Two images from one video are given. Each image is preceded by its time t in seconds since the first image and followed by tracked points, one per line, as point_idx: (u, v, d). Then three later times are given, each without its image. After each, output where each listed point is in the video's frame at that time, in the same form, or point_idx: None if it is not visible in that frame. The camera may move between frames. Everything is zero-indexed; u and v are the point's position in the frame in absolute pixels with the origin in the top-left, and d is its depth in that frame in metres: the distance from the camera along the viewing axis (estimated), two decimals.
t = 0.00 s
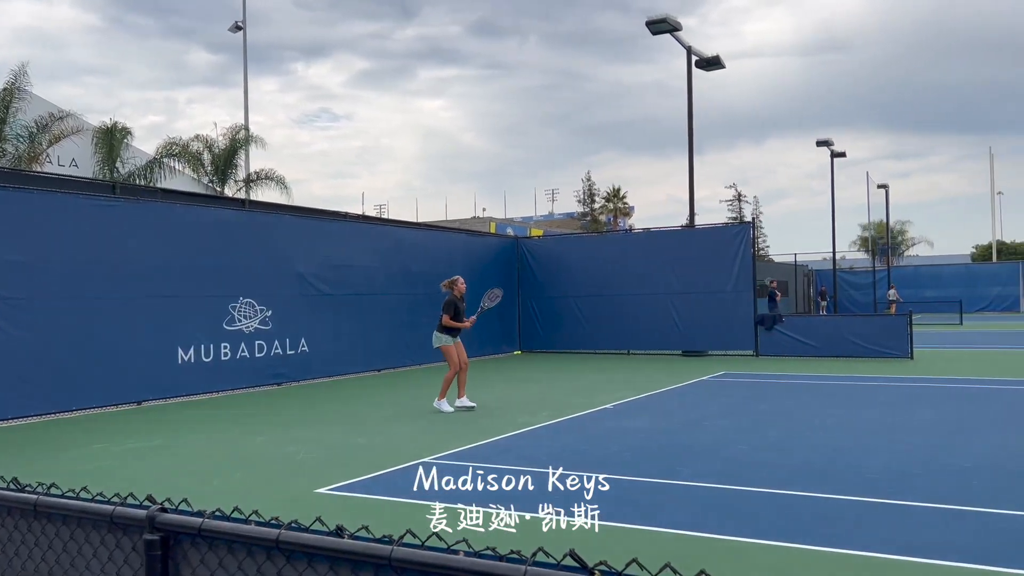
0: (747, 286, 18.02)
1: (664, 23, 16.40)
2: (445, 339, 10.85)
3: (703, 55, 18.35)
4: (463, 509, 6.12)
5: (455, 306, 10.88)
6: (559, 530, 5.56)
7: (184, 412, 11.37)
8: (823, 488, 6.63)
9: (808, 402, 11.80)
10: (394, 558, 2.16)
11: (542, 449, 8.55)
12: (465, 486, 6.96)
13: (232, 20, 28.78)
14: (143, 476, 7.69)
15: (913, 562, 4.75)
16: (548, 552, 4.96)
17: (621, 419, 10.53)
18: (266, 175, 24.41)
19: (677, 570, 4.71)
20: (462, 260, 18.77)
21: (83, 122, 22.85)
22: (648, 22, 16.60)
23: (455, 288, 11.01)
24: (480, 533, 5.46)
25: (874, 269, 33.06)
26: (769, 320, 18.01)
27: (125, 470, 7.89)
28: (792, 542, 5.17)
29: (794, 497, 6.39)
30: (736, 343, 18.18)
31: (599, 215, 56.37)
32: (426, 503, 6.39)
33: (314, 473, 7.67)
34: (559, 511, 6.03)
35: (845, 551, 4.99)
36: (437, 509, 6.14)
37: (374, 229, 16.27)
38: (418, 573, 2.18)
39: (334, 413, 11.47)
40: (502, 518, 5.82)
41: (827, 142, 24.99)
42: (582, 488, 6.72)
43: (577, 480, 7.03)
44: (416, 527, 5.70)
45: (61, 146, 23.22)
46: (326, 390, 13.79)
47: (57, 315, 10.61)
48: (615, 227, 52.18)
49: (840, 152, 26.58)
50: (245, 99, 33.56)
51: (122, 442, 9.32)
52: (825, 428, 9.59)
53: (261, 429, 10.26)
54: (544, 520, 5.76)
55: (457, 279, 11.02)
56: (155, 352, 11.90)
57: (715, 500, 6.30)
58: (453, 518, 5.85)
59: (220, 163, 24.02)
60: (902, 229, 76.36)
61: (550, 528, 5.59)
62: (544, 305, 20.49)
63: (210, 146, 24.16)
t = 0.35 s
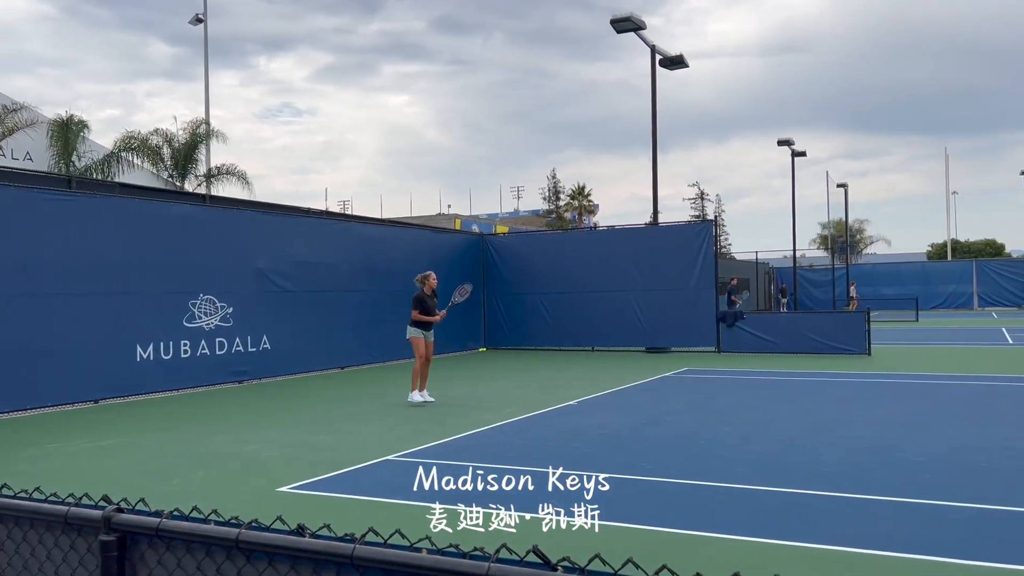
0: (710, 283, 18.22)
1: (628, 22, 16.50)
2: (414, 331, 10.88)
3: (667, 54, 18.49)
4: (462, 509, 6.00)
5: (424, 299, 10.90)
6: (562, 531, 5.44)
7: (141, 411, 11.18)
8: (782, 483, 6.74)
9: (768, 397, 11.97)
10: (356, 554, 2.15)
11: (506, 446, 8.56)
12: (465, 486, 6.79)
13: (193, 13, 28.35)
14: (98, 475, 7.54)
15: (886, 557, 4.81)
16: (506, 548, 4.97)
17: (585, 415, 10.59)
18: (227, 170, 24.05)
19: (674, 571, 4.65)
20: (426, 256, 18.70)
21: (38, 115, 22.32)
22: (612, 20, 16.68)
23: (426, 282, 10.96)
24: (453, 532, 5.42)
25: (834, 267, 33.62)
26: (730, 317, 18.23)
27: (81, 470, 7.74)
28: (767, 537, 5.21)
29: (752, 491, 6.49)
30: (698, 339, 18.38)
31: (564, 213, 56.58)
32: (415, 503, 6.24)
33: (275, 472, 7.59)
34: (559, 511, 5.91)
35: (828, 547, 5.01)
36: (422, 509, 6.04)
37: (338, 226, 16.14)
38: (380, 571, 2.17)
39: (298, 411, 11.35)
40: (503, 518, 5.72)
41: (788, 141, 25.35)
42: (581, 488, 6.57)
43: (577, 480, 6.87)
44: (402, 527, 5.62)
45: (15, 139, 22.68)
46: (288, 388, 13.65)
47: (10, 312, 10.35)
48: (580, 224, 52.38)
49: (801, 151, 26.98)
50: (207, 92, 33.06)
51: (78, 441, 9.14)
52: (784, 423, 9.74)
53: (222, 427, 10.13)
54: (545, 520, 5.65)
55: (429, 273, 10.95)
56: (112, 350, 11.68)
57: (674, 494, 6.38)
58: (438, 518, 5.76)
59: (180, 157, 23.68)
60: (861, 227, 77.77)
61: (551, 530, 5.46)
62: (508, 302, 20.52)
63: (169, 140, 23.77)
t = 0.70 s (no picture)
0: (678, 280, 18.40)
1: (597, 19, 16.58)
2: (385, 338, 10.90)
3: (636, 51, 18.62)
4: (463, 509, 5.93)
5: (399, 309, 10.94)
6: (563, 531, 5.39)
7: (104, 408, 11.02)
8: (750, 477, 6.87)
9: (736, 393, 12.14)
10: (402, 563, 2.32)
11: (478, 442, 8.60)
12: (464, 486, 6.71)
13: (158, 5, 27.92)
14: (61, 474, 7.43)
15: (850, 549, 4.89)
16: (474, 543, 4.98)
17: (556, 411, 10.66)
18: (193, 164, 23.74)
19: (643, 565, 4.69)
20: (395, 252, 18.65)
21: None
22: (582, 17, 16.74)
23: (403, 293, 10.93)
24: (425, 530, 5.43)
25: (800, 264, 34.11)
26: (698, 313, 18.42)
27: (44, 469, 7.61)
28: (733, 532, 5.28)
29: (720, 485, 6.61)
30: (666, 335, 18.55)
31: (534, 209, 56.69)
32: (400, 503, 6.17)
33: (244, 470, 7.54)
34: (559, 510, 5.86)
35: (800, 540, 5.07)
36: (403, 509, 5.99)
37: (306, 221, 16.03)
38: None
39: (268, 408, 11.26)
40: (500, 517, 5.69)
41: (756, 139, 25.72)
42: (582, 488, 6.52)
43: (578, 481, 6.81)
44: (379, 525, 5.59)
45: None
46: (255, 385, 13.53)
47: None
48: (550, 221, 52.54)
49: (768, 150, 27.34)
50: (172, 85, 32.58)
51: (39, 438, 8.99)
52: (752, 418, 9.89)
53: (189, 425, 10.02)
54: (545, 519, 5.60)
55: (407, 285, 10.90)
56: (75, 346, 11.50)
57: (643, 489, 6.46)
58: (415, 517, 5.75)
59: (145, 150, 23.32)
60: (826, 225, 79.03)
61: (552, 529, 5.40)
62: (478, 298, 20.53)
63: (134, 133, 23.40)
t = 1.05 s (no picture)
0: (653, 276, 18.48)
1: (573, 14, 16.60)
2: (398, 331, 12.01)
3: (611, 48, 18.68)
4: (454, 506, 5.89)
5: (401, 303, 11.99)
6: (538, 526, 5.40)
7: (73, 404, 10.86)
8: (723, 471, 6.92)
9: (709, 387, 12.24)
10: (377, 560, 2.32)
11: (452, 438, 8.59)
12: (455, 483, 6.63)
13: None
14: (29, 472, 7.31)
15: (819, 542, 4.96)
16: (446, 540, 4.99)
17: (530, 406, 10.67)
18: (164, 158, 23.43)
19: (615, 560, 4.72)
20: (369, 248, 18.55)
21: None
22: (558, 13, 16.76)
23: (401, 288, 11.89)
24: (401, 526, 5.42)
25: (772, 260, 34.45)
26: (672, 309, 18.54)
27: (11, 467, 7.49)
28: (705, 525, 5.34)
29: (693, 479, 6.65)
30: (640, 331, 18.65)
31: (510, 204, 56.71)
32: (378, 499, 6.14)
33: (217, 467, 7.47)
34: (548, 507, 5.83)
35: (771, 534, 5.13)
36: (381, 505, 5.96)
37: (279, 216, 15.90)
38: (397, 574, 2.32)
39: (241, 404, 11.17)
40: (488, 515, 5.65)
41: (730, 136, 25.92)
42: (563, 484, 6.52)
43: (561, 476, 6.78)
44: (354, 521, 5.57)
45: None
46: (227, 381, 13.41)
47: None
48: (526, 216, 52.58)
49: (742, 147, 27.56)
50: (143, 76, 32.11)
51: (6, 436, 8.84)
52: (725, 413, 9.97)
53: (160, 421, 9.91)
54: (534, 517, 5.57)
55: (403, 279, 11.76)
56: (42, 342, 11.31)
57: (617, 483, 6.50)
58: (394, 513, 5.73)
59: (115, 144, 22.97)
60: (798, 221, 79.86)
61: (527, 524, 5.43)
62: (454, 293, 20.50)
63: (104, 126, 23.05)
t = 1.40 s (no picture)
0: (632, 271, 18.54)
1: (553, 10, 16.59)
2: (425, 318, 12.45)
3: (591, 44, 18.70)
4: (431, 501, 5.89)
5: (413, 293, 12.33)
6: (516, 520, 5.40)
7: (47, 400, 10.72)
8: (699, 466, 6.97)
9: (688, 383, 12.30)
10: (356, 557, 2.31)
11: (431, 433, 8.58)
12: (431, 477, 6.64)
13: None
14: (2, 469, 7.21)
15: (797, 535, 5.00)
16: (425, 535, 4.98)
17: (509, 401, 10.68)
18: (141, 151, 23.16)
19: (594, 554, 4.74)
20: (348, 242, 18.46)
21: None
22: (538, 8, 16.75)
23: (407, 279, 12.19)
24: (380, 522, 5.40)
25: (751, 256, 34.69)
26: (651, 305, 18.61)
27: None
28: (683, 519, 5.37)
29: (669, 473, 6.69)
30: (620, 326, 18.71)
31: (490, 200, 56.70)
32: (358, 495, 6.11)
33: (194, 463, 7.40)
34: (524, 502, 5.85)
35: (747, 528, 5.17)
36: (361, 501, 5.94)
37: (257, 210, 15.77)
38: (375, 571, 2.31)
39: (218, 400, 11.09)
40: (466, 509, 5.66)
41: (709, 132, 26.08)
42: (539, 478, 6.54)
43: (536, 470, 6.81)
44: (333, 517, 5.54)
45: None
46: (204, 376, 13.29)
47: None
48: (506, 212, 52.54)
49: (721, 144, 27.71)
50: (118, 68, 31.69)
51: None
52: (704, 408, 10.03)
53: (135, 417, 9.82)
54: (510, 511, 5.57)
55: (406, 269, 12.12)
56: (15, 338, 11.16)
57: (595, 478, 6.53)
58: (374, 509, 5.71)
59: (90, 137, 22.66)
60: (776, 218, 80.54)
61: (505, 518, 5.43)
62: (433, 289, 20.46)
63: (78, 119, 22.75)
